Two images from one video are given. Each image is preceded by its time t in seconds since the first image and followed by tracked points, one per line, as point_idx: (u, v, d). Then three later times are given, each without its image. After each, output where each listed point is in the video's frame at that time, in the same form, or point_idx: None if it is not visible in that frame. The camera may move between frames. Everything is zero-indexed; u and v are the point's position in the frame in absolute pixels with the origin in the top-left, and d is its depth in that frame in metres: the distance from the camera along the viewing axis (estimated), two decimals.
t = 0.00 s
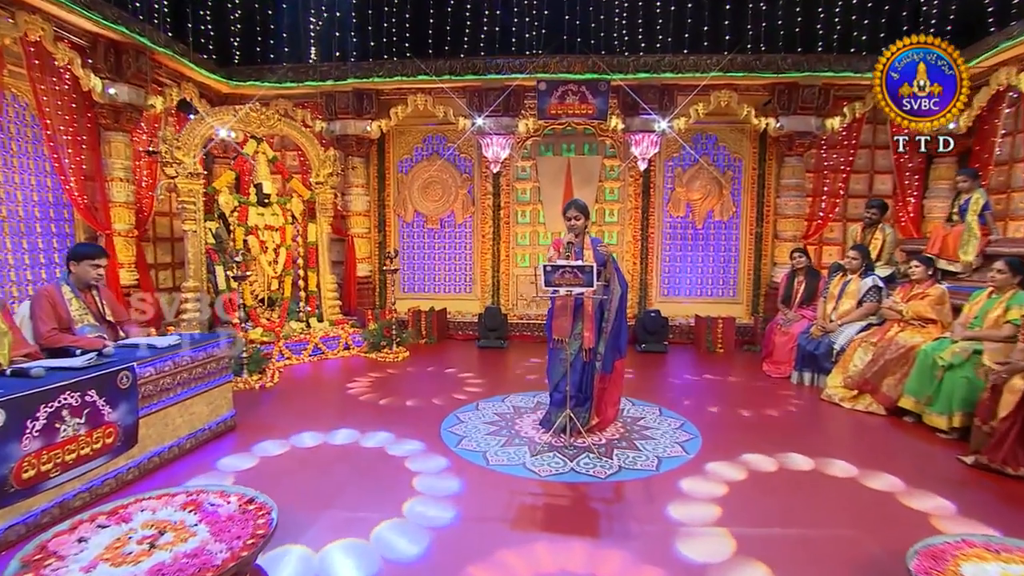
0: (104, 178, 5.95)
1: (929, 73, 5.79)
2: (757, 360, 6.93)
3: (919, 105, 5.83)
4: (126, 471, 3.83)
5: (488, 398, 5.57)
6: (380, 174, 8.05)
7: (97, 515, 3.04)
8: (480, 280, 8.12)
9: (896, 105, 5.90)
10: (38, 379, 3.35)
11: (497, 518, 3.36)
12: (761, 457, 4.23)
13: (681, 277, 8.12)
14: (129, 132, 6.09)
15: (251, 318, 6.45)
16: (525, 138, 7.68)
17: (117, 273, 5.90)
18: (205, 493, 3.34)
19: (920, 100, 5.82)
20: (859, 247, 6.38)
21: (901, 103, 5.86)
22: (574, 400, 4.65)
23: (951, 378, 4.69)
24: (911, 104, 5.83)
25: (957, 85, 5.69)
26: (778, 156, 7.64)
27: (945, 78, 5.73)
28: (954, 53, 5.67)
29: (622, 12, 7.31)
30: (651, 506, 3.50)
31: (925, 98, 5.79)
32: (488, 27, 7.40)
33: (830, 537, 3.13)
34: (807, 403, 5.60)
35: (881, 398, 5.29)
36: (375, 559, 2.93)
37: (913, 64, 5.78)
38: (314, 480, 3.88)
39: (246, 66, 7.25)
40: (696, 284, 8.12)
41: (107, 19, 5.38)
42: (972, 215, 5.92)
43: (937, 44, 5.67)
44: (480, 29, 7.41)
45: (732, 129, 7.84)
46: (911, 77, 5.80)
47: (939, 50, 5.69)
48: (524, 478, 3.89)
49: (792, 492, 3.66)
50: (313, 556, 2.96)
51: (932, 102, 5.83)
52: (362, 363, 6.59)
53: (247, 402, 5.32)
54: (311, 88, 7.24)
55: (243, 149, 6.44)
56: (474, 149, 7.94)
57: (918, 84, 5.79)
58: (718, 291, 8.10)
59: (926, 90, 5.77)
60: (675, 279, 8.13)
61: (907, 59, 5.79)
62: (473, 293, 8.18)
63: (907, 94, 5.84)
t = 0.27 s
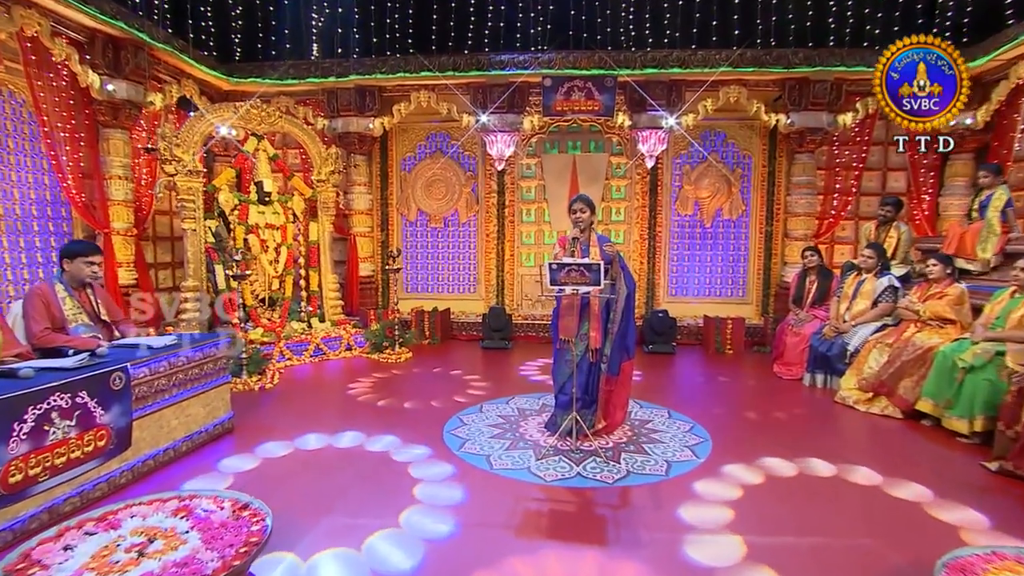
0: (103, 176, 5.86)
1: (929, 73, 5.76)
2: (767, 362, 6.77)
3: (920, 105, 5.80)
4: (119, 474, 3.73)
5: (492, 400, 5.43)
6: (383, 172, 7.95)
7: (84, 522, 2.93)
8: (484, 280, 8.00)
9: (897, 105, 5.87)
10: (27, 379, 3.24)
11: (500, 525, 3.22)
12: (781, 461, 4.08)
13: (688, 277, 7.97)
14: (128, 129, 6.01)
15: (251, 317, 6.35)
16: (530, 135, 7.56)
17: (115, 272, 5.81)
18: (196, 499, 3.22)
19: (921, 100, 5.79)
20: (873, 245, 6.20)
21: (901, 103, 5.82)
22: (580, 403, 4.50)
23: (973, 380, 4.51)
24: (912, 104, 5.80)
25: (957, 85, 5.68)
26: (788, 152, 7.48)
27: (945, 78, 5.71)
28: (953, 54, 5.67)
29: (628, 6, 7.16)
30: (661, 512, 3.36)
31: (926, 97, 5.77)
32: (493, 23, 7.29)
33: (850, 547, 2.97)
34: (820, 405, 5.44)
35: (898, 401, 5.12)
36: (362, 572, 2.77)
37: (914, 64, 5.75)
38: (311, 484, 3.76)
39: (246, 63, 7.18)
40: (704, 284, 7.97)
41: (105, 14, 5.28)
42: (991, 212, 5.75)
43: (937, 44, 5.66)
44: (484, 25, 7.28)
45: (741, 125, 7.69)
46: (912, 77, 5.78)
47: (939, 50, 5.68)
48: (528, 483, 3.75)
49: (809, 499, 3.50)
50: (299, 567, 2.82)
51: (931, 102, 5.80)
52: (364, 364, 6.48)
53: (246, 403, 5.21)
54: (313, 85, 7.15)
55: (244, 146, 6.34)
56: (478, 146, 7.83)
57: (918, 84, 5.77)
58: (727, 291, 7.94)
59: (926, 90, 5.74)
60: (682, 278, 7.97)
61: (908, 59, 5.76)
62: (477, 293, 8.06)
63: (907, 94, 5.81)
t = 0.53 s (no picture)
0: (102, 173, 5.77)
1: (929, 73, 5.63)
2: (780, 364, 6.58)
3: (920, 105, 5.66)
4: (112, 478, 3.61)
5: (498, 402, 5.29)
6: (387, 170, 7.83)
7: (71, 530, 2.81)
8: (490, 280, 7.85)
9: (896, 105, 5.73)
10: (15, 380, 3.12)
11: (504, 534, 3.07)
12: (799, 468, 3.90)
13: (699, 277, 7.79)
14: (128, 126, 5.92)
15: (252, 317, 6.24)
16: (537, 131, 7.41)
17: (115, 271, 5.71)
18: (187, 506, 3.08)
19: (920, 100, 5.66)
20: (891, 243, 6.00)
21: (901, 103, 5.69)
22: (588, 406, 4.35)
23: (1000, 384, 4.32)
24: (911, 104, 5.67)
25: (957, 85, 5.55)
26: (802, 149, 7.29)
27: (946, 78, 5.58)
28: (953, 53, 5.54)
29: None
30: (672, 521, 3.20)
31: (925, 97, 5.63)
32: (499, 18, 7.15)
33: (875, 561, 2.79)
34: (837, 409, 5.25)
35: (919, 405, 4.93)
36: None
37: (913, 64, 5.62)
38: (309, 488, 3.62)
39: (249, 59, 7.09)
40: (715, 284, 7.78)
41: (104, 8, 5.18)
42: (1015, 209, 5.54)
43: (937, 43, 5.54)
44: (490, 19, 7.15)
45: (753, 122, 7.51)
46: (912, 77, 5.64)
47: (939, 50, 5.55)
48: (535, 490, 3.60)
49: (829, 509, 3.32)
50: None
51: (932, 102, 5.66)
52: (367, 365, 6.35)
53: (245, 405, 5.08)
54: (316, 81, 7.04)
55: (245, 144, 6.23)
56: (483, 143, 7.69)
57: (918, 84, 5.63)
58: (738, 291, 7.75)
59: (926, 90, 5.60)
60: (692, 278, 7.80)
61: (907, 59, 5.64)
62: (482, 293, 7.91)
63: (907, 94, 5.67)
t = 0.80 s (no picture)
0: (102, 170, 5.69)
1: (929, 73, 5.55)
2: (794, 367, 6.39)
3: (920, 105, 5.58)
4: (105, 483, 3.50)
5: (504, 405, 5.14)
6: (391, 168, 7.71)
7: (57, 539, 2.69)
8: (496, 279, 7.71)
9: (896, 105, 5.65)
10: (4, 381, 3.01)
11: (510, 544, 2.92)
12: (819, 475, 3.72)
13: (710, 276, 7.61)
14: (128, 123, 5.84)
15: (254, 317, 6.14)
16: (543, 128, 7.27)
17: (114, 270, 5.62)
18: (179, 513, 2.96)
19: (921, 100, 5.57)
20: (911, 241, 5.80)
21: (901, 103, 5.60)
22: (598, 408, 4.20)
23: None
24: (911, 104, 5.58)
25: (957, 85, 5.48)
26: (816, 145, 7.10)
27: (946, 79, 5.51)
28: (953, 53, 5.48)
29: None
30: (687, 530, 3.04)
31: (926, 97, 5.54)
32: (505, 12, 7.02)
33: None
34: (855, 413, 5.06)
35: (942, 409, 4.73)
36: None
37: (914, 64, 5.54)
38: (308, 494, 3.49)
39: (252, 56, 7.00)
40: (726, 284, 7.60)
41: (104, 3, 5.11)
42: None
43: (937, 43, 5.47)
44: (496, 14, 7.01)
45: (765, 117, 7.32)
46: (912, 77, 5.56)
47: (939, 50, 5.48)
48: (542, 496, 3.45)
49: (852, 519, 3.14)
50: None
51: (931, 103, 5.59)
52: (370, 366, 6.22)
53: (245, 407, 4.97)
54: (319, 77, 6.94)
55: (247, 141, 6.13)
56: (489, 140, 7.56)
57: (919, 84, 5.55)
58: (750, 291, 7.57)
59: (926, 90, 5.52)
60: (703, 278, 7.62)
61: (907, 59, 5.56)
62: (488, 293, 7.78)
63: (907, 94, 5.59)
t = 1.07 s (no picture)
0: (101, 168, 5.61)
1: (929, 73, 5.34)
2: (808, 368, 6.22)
3: (919, 105, 5.36)
4: (99, 487, 3.40)
5: (509, 407, 5.01)
6: (396, 166, 7.61)
7: (45, 547, 2.59)
8: (501, 279, 7.58)
9: (895, 106, 5.42)
10: None
11: (515, 552, 2.80)
12: (835, 481, 3.57)
13: (720, 276, 7.46)
14: (128, 119, 5.76)
15: (256, 317, 6.05)
16: (549, 125, 7.14)
17: (114, 269, 5.55)
18: (172, 520, 2.85)
19: (920, 101, 5.35)
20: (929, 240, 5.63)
21: (900, 103, 5.38)
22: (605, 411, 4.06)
23: None
24: (911, 104, 5.36)
25: (956, 87, 5.28)
26: (829, 141, 6.93)
27: (945, 79, 5.30)
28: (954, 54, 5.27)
29: None
30: (700, 540, 2.90)
31: (925, 98, 5.33)
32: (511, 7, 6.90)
33: None
34: (872, 416, 4.90)
35: (963, 413, 4.55)
36: None
37: (913, 64, 5.32)
38: (306, 499, 3.38)
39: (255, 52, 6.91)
40: (736, 284, 7.44)
41: None
42: None
43: (938, 43, 5.26)
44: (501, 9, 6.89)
45: (777, 113, 7.16)
46: (911, 77, 5.34)
47: (939, 50, 5.27)
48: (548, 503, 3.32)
49: (875, 528, 3.00)
50: None
51: (931, 103, 5.36)
52: (373, 367, 6.11)
53: (246, 409, 4.87)
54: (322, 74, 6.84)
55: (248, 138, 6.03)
56: (494, 137, 7.43)
57: (918, 84, 5.33)
58: (762, 291, 7.40)
59: (926, 90, 5.30)
60: (713, 277, 7.46)
61: (907, 59, 5.35)
62: (494, 293, 7.65)
63: (906, 94, 5.37)
